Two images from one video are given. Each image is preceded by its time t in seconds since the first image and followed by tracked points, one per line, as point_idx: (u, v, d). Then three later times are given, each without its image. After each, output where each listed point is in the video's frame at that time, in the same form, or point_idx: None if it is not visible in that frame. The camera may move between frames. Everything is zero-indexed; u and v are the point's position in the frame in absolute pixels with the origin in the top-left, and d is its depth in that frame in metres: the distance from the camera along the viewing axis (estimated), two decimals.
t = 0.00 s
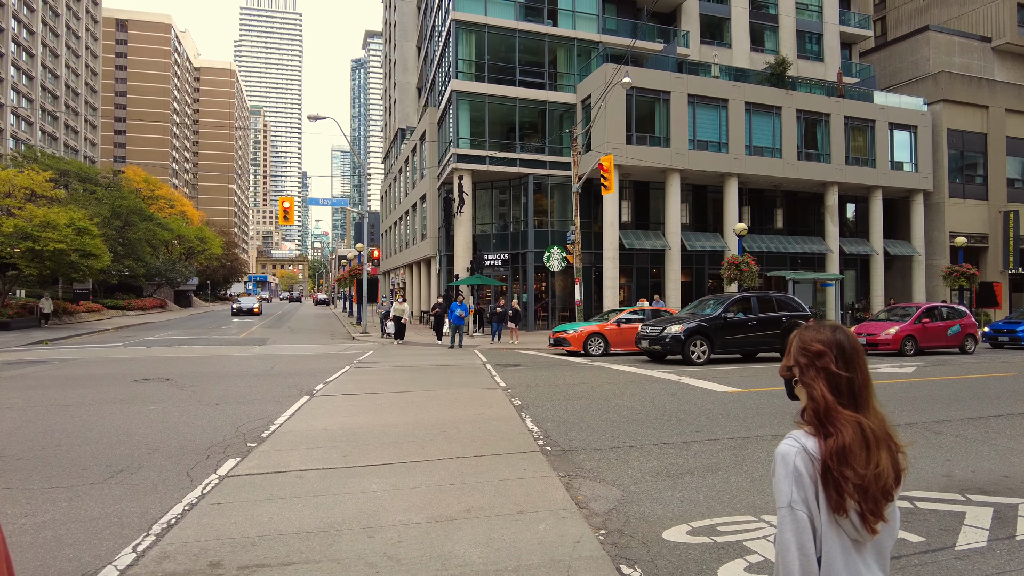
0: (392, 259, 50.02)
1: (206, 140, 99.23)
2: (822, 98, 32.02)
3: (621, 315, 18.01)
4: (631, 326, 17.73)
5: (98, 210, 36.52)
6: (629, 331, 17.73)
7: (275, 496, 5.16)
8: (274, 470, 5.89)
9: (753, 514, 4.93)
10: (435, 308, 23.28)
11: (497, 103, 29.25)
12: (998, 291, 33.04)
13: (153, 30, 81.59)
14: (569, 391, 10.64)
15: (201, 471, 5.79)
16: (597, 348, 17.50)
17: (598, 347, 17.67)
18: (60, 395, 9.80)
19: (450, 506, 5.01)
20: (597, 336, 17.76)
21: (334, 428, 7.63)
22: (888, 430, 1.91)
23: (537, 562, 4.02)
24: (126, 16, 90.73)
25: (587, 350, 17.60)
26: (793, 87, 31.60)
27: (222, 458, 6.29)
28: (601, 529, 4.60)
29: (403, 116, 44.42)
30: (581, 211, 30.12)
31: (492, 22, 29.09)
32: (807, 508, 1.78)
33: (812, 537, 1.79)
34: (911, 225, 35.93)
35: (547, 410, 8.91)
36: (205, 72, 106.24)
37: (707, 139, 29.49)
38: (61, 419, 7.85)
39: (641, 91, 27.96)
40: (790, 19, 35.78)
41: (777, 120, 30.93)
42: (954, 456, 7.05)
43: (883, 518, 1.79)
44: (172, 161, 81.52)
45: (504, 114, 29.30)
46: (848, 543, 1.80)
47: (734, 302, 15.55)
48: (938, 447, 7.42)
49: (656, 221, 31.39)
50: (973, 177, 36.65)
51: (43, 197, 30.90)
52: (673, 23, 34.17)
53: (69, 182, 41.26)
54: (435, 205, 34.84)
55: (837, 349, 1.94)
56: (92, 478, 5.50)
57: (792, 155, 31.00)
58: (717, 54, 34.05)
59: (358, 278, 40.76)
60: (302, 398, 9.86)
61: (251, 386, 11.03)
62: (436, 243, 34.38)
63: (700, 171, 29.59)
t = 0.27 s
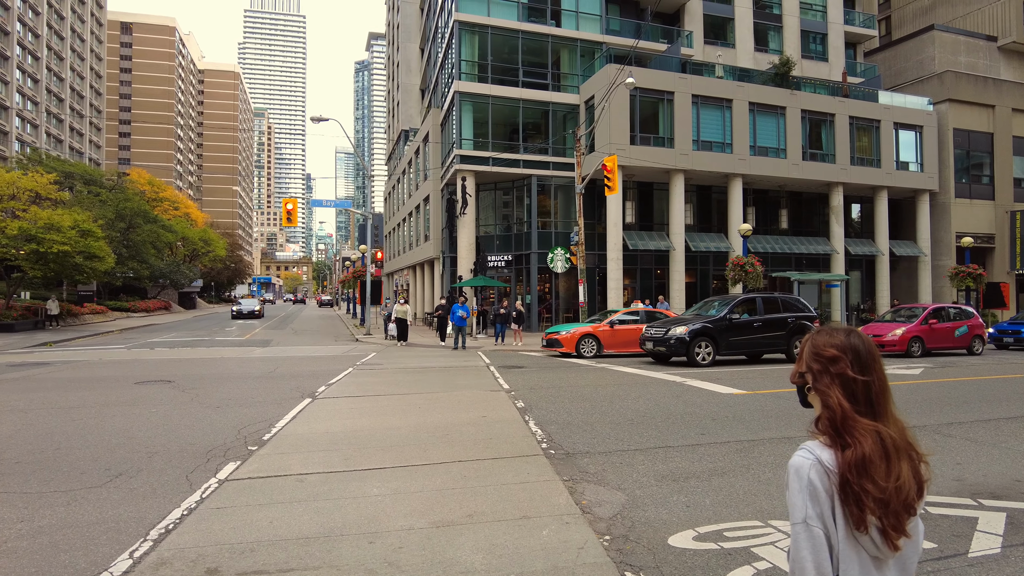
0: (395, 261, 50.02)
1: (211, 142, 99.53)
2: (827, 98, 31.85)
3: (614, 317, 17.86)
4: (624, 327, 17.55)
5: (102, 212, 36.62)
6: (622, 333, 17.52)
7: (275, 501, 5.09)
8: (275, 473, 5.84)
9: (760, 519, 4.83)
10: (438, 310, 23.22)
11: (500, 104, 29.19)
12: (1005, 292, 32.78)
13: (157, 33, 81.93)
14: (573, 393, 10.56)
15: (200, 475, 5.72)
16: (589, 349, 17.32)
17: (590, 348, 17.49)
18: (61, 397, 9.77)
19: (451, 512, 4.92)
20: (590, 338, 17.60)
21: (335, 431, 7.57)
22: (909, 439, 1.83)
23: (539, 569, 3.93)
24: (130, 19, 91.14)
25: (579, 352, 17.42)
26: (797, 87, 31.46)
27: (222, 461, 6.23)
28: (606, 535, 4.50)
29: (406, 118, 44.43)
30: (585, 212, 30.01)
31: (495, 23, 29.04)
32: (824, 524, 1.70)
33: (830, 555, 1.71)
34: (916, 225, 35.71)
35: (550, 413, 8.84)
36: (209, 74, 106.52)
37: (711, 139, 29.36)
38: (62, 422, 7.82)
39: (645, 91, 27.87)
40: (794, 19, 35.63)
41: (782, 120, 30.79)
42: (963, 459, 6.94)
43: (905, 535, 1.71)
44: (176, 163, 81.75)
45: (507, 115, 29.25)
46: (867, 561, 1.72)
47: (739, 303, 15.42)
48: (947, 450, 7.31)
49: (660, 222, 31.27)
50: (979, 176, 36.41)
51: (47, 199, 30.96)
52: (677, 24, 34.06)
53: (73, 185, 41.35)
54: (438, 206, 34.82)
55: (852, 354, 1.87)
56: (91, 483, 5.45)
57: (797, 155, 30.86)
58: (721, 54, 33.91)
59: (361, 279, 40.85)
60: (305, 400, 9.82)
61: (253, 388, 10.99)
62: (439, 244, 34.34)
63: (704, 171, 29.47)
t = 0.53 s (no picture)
0: (402, 261, 50.08)
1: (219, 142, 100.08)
2: (836, 96, 31.58)
3: (606, 317, 17.80)
4: (615, 327, 17.50)
5: (112, 213, 36.90)
6: (613, 333, 17.47)
7: (281, 502, 5.07)
8: (280, 474, 5.82)
9: (770, 523, 4.75)
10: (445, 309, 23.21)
11: (507, 103, 29.15)
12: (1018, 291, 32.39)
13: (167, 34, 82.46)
14: (580, 393, 10.51)
15: (205, 476, 5.71)
16: (580, 349, 17.20)
17: (581, 349, 17.37)
18: (70, 396, 9.82)
19: (457, 514, 4.88)
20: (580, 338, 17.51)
21: (341, 431, 7.56)
22: (930, 446, 1.77)
23: (546, 572, 3.87)
24: (140, 20, 91.78)
25: (570, 352, 17.27)
26: (806, 85, 31.21)
27: (227, 462, 6.22)
28: (612, 538, 4.45)
29: (413, 118, 44.46)
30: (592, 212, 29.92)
31: (502, 22, 28.99)
32: (841, 535, 1.65)
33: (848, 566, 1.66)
34: (927, 224, 35.36)
35: (558, 413, 8.79)
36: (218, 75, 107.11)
37: (719, 138, 29.18)
38: (71, 421, 7.85)
39: (653, 90, 27.73)
40: (803, 17, 35.36)
41: (791, 118, 30.57)
42: (977, 461, 6.82)
43: (927, 545, 1.66)
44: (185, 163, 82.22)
45: (515, 115, 29.20)
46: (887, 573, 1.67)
47: (748, 303, 15.30)
48: (960, 452, 7.19)
49: (668, 222, 31.13)
50: (991, 175, 35.99)
51: (58, 200, 31.18)
52: (685, 22, 33.87)
53: (84, 185, 41.66)
54: (446, 206, 34.81)
55: (867, 359, 1.82)
56: (97, 482, 5.46)
57: (806, 154, 30.63)
58: (729, 53, 33.70)
59: (369, 279, 40.93)
60: (311, 400, 9.83)
61: (261, 387, 11.01)
62: (446, 244, 34.34)
63: (712, 170, 29.29)
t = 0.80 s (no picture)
0: (410, 261, 50.19)
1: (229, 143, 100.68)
2: (846, 96, 31.35)
3: (593, 317, 17.64)
4: (603, 328, 17.30)
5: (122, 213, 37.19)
6: (600, 334, 17.29)
7: (286, 502, 5.07)
8: (287, 474, 5.84)
9: (778, 525, 4.71)
10: (453, 310, 23.22)
11: (515, 104, 29.14)
12: None
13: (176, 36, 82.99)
14: (587, 394, 10.48)
15: (212, 476, 5.73)
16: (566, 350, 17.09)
17: (566, 350, 17.28)
18: (79, 396, 9.88)
19: (463, 515, 4.86)
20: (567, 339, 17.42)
21: (348, 432, 7.57)
22: (944, 452, 1.74)
23: (551, 574, 3.85)
24: (150, 22, 92.46)
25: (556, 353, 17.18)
26: (815, 85, 31.01)
27: (234, 462, 6.24)
28: (619, 540, 4.42)
29: (421, 119, 44.54)
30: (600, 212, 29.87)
31: (509, 22, 28.98)
32: (853, 541, 1.63)
33: (860, 572, 1.63)
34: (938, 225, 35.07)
35: (565, 414, 8.77)
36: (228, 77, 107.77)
37: (727, 138, 29.03)
38: (79, 421, 7.90)
39: (661, 90, 27.62)
40: (812, 16, 35.15)
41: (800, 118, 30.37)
42: (988, 464, 6.76)
43: (940, 549, 1.64)
44: (195, 164, 82.76)
45: (522, 115, 29.19)
46: None
47: (756, 304, 15.20)
48: (971, 454, 7.13)
49: (676, 222, 31.01)
50: (1003, 174, 35.63)
51: (68, 200, 31.43)
52: (693, 22, 33.75)
53: (95, 186, 42.00)
54: (453, 206, 34.84)
55: (877, 362, 1.79)
56: (105, 482, 5.49)
57: (815, 154, 30.42)
58: (738, 52, 33.53)
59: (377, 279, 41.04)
60: (318, 399, 9.85)
61: (269, 387, 11.05)
62: (454, 244, 34.37)
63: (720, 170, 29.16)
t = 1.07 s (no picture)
0: (418, 262, 50.35)
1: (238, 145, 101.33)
2: (855, 96, 31.15)
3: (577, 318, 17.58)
4: (585, 330, 17.24)
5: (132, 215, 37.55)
6: (582, 335, 17.23)
7: (293, 502, 5.09)
8: (295, 474, 5.85)
9: (787, 528, 4.67)
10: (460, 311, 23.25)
11: (523, 105, 29.15)
12: None
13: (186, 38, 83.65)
14: (595, 395, 10.46)
15: (220, 476, 5.76)
16: (548, 351, 17.05)
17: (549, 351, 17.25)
18: (90, 395, 9.96)
19: (470, 516, 4.86)
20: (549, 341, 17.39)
21: (356, 432, 7.59)
22: (958, 455, 1.72)
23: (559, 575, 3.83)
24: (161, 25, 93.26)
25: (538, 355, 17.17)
26: (825, 85, 30.82)
27: (243, 462, 6.27)
28: (627, 542, 4.40)
29: (429, 120, 44.65)
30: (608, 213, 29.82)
31: (517, 23, 29.00)
32: (867, 545, 1.62)
33: None
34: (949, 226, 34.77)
35: (573, 416, 8.75)
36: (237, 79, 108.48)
37: (736, 139, 28.90)
38: (90, 421, 7.97)
39: (669, 91, 27.53)
40: (822, 16, 34.96)
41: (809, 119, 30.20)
42: (999, 467, 6.69)
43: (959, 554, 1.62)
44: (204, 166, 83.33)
45: (530, 116, 29.19)
46: None
47: (765, 305, 15.12)
48: (982, 457, 7.07)
49: (684, 223, 30.90)
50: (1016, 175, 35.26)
51: (79, 202, 31.70)
52: (701, 22, 33.64)
53: (105, 188, 42.35)
54: (461, 207, 34.88)
55: (888, 366, 1.78)
56: (114, 481, 5.53)
57: (825, 154, 30.23)
58: (746, 53, 33.39)
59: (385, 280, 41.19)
60: (326, 400, 9.89)
61: (277, 388, 11.10)
62: (461, 245, 34.44)
63: (728, 171, 29.04)
